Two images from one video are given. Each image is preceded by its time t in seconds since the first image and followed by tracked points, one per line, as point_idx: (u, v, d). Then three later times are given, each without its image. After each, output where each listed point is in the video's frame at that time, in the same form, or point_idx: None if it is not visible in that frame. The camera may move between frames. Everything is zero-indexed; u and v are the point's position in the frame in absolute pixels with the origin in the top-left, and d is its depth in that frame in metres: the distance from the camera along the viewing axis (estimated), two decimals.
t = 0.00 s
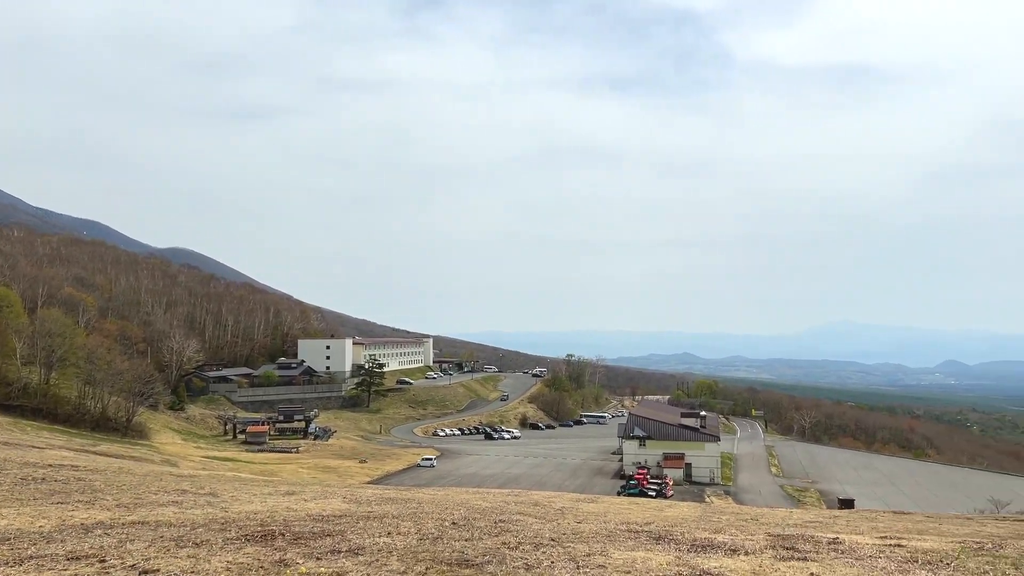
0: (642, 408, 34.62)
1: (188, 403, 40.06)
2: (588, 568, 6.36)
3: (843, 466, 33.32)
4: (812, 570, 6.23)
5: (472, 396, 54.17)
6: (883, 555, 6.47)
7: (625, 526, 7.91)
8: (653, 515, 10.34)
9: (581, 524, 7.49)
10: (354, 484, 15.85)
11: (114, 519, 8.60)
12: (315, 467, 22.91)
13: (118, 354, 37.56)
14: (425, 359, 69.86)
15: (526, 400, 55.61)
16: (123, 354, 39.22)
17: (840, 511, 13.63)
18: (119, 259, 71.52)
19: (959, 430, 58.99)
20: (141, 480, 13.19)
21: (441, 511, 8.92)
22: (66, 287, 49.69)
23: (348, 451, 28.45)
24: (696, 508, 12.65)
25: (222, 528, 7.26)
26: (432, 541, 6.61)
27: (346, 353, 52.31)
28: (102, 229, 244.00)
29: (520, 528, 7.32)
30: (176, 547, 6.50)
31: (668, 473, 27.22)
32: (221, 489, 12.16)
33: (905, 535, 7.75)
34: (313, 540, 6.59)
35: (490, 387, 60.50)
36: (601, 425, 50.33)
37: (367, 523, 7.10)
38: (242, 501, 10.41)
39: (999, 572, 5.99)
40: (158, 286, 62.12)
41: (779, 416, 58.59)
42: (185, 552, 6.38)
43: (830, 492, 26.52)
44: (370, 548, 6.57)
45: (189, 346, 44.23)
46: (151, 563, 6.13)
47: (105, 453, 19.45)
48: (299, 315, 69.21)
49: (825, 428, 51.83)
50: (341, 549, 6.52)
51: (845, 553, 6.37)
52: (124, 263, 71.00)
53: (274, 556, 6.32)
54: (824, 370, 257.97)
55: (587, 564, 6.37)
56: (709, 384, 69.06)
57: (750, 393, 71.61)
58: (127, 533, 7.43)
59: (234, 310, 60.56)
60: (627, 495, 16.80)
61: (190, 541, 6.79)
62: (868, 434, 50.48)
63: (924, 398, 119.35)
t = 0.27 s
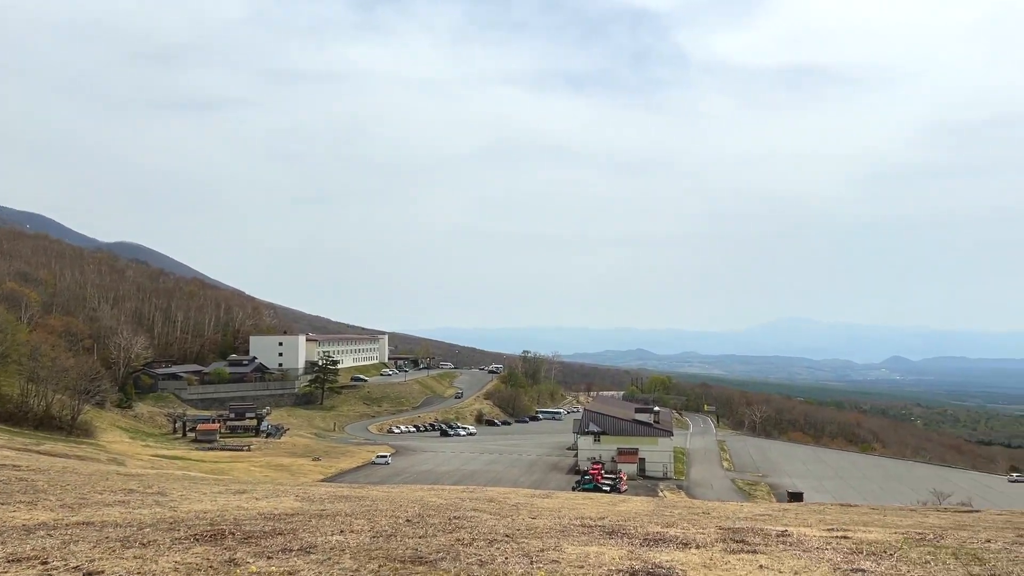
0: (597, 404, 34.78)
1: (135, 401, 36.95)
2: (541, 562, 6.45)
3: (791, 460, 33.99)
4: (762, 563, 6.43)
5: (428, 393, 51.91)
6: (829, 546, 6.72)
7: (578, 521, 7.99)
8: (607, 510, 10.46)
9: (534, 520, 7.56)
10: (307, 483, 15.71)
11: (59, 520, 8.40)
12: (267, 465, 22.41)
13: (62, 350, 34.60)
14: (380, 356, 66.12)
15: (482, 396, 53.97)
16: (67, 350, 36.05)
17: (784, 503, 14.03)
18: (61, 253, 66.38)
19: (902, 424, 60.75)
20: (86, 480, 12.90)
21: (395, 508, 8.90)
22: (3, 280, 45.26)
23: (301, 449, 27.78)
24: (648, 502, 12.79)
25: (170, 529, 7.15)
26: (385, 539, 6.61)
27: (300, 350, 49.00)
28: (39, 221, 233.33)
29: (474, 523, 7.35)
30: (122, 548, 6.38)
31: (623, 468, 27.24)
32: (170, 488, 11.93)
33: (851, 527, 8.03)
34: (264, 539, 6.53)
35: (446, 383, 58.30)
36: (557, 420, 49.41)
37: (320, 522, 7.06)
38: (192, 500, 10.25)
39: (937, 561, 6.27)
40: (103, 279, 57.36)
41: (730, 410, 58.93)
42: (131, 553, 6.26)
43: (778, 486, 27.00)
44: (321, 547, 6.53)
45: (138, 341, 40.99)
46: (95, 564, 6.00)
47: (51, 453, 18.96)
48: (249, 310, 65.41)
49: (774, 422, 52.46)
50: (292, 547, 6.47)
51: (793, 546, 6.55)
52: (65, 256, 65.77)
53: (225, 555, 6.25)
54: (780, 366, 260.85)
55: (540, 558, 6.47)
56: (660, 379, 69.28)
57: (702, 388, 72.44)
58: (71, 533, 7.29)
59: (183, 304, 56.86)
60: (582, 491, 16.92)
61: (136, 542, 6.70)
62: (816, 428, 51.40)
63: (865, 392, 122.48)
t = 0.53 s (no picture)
0: (554, 399, 34.98)
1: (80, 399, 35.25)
2: (496, 558, 6.51)
3: (744, 454, 34.66)
4: (714, 556, 6.57)
5: (384, 389, 51.41)
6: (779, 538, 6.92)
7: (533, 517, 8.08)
8: (562, 506, 10.56)
9: (489, 516, 7.62)
10: (260, 481, 15.59)
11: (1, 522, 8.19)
12: (218, 464, 22.12)
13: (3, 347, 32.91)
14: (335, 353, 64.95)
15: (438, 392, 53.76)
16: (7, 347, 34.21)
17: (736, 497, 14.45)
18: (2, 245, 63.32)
19: (849, 418, 62.38)
20: (29, 481, 12.60)
21: (349, 506, 8.87)
22: None
23: (254, 447, 27.39)
24: (604, 497, 12.97)
25: (118, 530, 7.03)
26: (339, 537, 6.60)
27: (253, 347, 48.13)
28: None
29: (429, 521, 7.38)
30: (67, 550, 6.25)
31: (578, 463, 27.72)
32: (118, 488, 11.72)
33: (800, 519, 8.28)
34: (214, 539, 6.47)
35: (401, 379, 57.71)
36: (513, 416, 49.40)
37: (273, 521, 7.00)
38: (140, 500, 10.10)
39: (883, 551, 6.53)
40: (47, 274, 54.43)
41: (683, 405, 59.77)
42: (76, 554, 6.15)
43: (731, 479, 27.51)
44: (273, 545, 6.49)
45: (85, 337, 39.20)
46: (39, 566, 5.88)
47: None
48: (200, 305, 63.53)
49: (727, 417, 53.25)
50: (244, 547, 6.42)
51: (744, 538, 6.70)
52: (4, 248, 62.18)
53: (174, 555, 6.18)
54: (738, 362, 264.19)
55: (495, 554, 6.53)
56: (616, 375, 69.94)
57: (656, 383, 73.27)
58: (14, 536, 7.11)
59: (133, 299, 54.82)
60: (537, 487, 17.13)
61: (82, 543, 6.60)
62: (767, 422, 52.40)
63: (814, 387, 125.39)
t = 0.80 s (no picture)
0: (512, 396, 35.04)
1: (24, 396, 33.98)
2: (452, 554, 6.55)
3: (698, 448, 35.19)
4: (667, 549, 6.69)
5: (341, 386, 50.93)
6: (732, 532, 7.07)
7: (490, 513, 8.12)
8: (519, 501, 10.62)
9: (445, 514, 7.61)
10: (212, 480, 15.37)
11: None
12: (169, 464, 21.72)
13: None
14: (290, 349, 63.58)
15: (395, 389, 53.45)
16: None
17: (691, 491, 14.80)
18: None
19: (801, 413, 63.68)
20: None
21: (304, 504, 8.79)
22: None
23: (207, 446, 26.91)
24: (560, 492, 13.09)
25: (64, 532, 6.91)
26: (294, 536, 6.56)
27: (205, 343, 47.02)
28: None
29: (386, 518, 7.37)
30: (12, 554, 6.10)
31: (536, 459, 27.89)
32: (65, 488, 11.46)
33: (753, 512, 8.49)
34: (164, 540, 6.38)
35: (358, 376, 57.16)
36: (471, 413, 49.29)
37: (226, 520, 6.92)
38: (88, 500, 9.92)
39: (832, 542, 6.75)
40: None
41: (640, 400, 60.34)
42: (21, 558, 6.01)
43: (685, 473, 27.91)
44: (226, 545, 6.41)
45: (29, 336, 38.01)
46: None
47: None
48: (152, 301, 61.76)
49: (682, 412, 53.81)
50: (195, 546, 6.34)
51: (698, 532, 6.84)
52: None
53: (122, 557, 6.07)
54: (699, 358, 266.58)
55: (452, 550, 6.57)
56: (573, 371, 70.23)
57: (613, 379, 73.75)
58: None
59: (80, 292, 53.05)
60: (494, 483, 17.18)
61: (27, 545, 6.47)
62: (721, 417, 53.13)
63: (767, 382, 127.47)
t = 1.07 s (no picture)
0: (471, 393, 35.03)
1: None
2: (410, 551, 6.55)
3: (656, 443, 35.62)
4: (625, 543, 6.80)
5: (297, 383, 50.54)
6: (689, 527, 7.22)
7: (449, 510, 8.14)
8: (478, 498, 10.67)
9: (402, 511, 7.64)
10: (163, 479, 15.13)
11: None
12: (118, 463, 21.30)
13: None
14: (246, 347, 62.74)
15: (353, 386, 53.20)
16: None
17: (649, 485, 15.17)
18: None
19: (756, 408, 64.78)
20: None
21: (260, 502, 8.72)
22: None
23: (159, 445, 26.41)
24: (518, 488, 13.19)
25: (8, 534, 6.75)
26: (248, 535, 6.51)
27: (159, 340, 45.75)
28: None
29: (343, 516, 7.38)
30: None
31: (495, 456, 27.73)
32: (9, 490, 11.15)
33: (710, 507, 8.71)
34: (114, 540, 6.29)
35: (315, 373, 56.70)
36: (429, 410, 49.37)
37: (178, 520, 6.84)
38: (35, 501, 9.68)
39: (786, 535, 6.98)
40: None
41: (598, 396, 60.95)
42: None
43: (642, 469, 28.23)
44: (179, 545, 6.34)
45: None
46: None
47: None
48: (102, 298, 60.07)
49: (640, 408, 54.26)
50: (146, 547, 6.26)
51: (655, 527, 6.96)
52: None
53: (70, 558, 5.97)
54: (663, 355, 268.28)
55: (409, 547, 6.57)
56: (531, 367, 70.60)
57: (573, 375, 74.15)
58: None
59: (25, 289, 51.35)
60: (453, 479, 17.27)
61: None
62: (678, 413, 53.73)
63: (723, 378, 129.20)
